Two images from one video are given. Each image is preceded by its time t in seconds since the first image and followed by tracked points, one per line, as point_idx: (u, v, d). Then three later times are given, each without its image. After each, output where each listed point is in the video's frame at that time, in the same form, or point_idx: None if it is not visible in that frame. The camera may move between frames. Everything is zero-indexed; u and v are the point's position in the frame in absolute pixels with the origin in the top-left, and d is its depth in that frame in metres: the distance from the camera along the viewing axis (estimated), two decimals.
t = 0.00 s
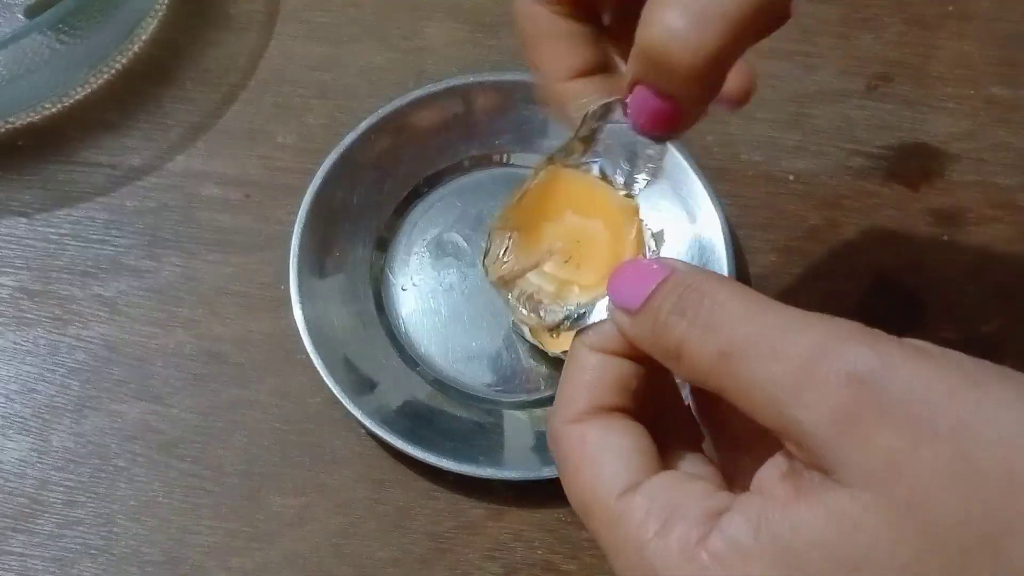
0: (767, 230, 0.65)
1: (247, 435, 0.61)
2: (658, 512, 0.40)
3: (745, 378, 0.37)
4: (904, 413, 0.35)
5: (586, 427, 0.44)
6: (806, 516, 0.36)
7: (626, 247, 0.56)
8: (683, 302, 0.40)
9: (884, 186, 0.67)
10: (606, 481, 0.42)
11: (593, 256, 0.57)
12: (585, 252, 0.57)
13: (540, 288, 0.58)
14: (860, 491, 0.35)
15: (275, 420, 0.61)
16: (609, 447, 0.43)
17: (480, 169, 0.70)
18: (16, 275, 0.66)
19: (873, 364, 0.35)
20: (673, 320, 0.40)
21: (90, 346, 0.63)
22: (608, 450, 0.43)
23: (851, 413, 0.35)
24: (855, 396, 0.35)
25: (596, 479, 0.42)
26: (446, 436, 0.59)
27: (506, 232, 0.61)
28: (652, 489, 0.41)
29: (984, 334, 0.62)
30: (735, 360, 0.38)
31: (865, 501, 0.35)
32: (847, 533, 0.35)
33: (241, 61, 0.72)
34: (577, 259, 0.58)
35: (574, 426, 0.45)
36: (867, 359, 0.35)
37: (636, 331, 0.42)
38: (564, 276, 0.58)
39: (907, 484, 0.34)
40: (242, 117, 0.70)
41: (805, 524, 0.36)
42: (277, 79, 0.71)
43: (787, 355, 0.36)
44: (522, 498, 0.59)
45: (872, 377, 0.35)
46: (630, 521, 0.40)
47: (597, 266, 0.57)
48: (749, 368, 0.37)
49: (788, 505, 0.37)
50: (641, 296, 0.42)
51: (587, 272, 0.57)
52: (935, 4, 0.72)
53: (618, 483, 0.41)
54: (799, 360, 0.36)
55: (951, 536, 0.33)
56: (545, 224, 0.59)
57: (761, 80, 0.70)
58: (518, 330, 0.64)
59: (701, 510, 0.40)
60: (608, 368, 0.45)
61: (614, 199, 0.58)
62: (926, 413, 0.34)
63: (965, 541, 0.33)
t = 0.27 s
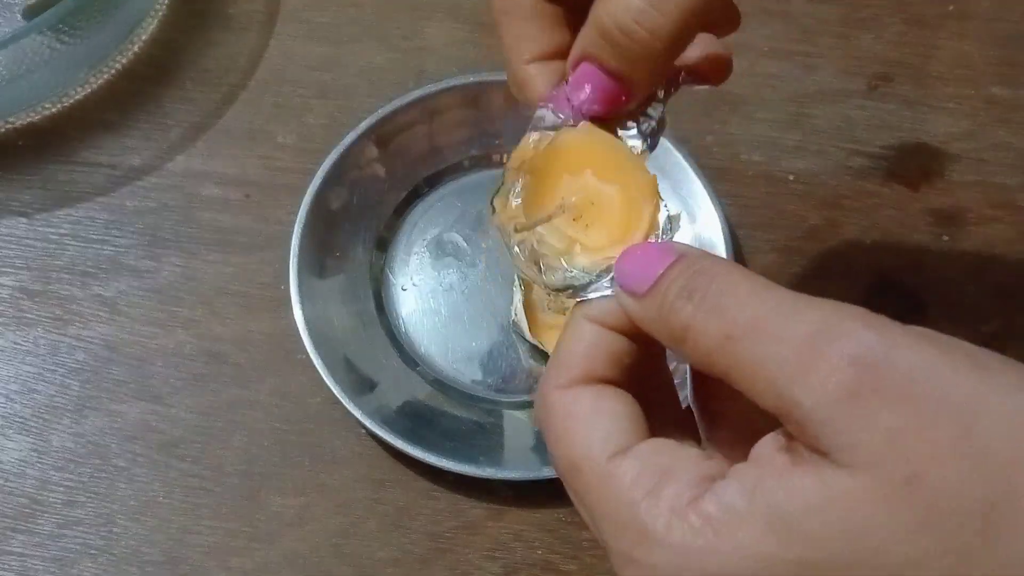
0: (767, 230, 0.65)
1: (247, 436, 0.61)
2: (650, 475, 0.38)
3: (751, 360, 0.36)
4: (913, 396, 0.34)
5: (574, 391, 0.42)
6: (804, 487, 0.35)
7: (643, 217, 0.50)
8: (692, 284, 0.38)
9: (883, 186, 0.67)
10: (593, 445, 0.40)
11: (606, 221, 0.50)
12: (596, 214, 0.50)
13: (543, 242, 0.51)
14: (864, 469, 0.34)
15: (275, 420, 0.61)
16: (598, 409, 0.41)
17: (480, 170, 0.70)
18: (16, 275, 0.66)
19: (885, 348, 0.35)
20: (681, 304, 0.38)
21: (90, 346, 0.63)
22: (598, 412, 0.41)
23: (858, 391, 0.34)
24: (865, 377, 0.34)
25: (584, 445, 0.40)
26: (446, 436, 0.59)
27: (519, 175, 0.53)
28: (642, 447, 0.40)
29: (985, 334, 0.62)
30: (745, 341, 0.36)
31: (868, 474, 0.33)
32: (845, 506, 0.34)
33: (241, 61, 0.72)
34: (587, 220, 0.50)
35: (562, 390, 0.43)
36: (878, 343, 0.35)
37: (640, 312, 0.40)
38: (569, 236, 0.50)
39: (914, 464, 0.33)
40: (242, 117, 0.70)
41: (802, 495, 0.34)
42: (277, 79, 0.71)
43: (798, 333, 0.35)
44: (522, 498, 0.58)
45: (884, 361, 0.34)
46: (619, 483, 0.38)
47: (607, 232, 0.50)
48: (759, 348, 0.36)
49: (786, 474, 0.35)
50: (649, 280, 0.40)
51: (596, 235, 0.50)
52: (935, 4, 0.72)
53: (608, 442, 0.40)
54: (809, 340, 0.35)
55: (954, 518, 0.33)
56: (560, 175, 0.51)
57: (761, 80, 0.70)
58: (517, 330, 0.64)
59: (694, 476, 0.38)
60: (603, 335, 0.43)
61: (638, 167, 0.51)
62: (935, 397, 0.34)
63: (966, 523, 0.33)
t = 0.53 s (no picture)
0: (766, 230, 0.65)
1: (247, 435, 0.61)
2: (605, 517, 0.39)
3: (707, 416, 0.36)
4: (866, 453, 0.34)
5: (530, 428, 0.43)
6: (759, 538, 0.35)
7: (634, 244, 0.46)
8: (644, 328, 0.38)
9: (883, 186, 0.67)
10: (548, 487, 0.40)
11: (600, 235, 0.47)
12: (591, 225, 0.47)
13: (537, 223, 0.48)
14: (817, 524, 0.34)
15: (276, 420, 0.61)
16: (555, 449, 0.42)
17: (480, 169, 0.70)
18: (16, 275, 0.66)
19: (838, 405, 0.35)
20: (631, 346, 0.38)
21: (90, 345, 0.63)
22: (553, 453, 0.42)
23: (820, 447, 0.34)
24: (817, 435, 0.34)
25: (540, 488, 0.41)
26: (446, 436, 0.59)
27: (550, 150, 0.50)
28: (598, 487, 0.40)
29: (984, 334, 0.62)
30: (699, 392, 0.37)
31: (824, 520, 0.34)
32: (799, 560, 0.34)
33: (241, 61, 0.72)
34: (581, 226, 0.47)
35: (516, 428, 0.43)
36: (832, 398, 0.35)
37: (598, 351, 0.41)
38: (560, 232, 0.47)
39: (867, 523, 0.33)
40: (242, 117, 0.70)
41: (757, 545, 0.35)
42: (277, 79, 0.71)
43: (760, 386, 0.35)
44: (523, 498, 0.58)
45: (837, 418, 0.34)
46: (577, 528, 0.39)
47: (597, 246, 0.46)
48: (715, 402, 0.36)
49: (744, 518, 0.36)
50: (604, 318, 0.40)
51: (586, 245, 0.47)
52: (936, 3, 0.72)
53: (562, 483, 0.40)
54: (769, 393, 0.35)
55: None
56: (581, 168, 0.48)
57: (761, 80, 0.70)
58: (517, 331, 0.64)
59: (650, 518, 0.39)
60: (555, 371, 0.44)
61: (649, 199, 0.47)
62: (891, 454, 0.34)
63: None
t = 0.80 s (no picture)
0: (766, 230, 0.65)
1: (247, 435, 0.61)
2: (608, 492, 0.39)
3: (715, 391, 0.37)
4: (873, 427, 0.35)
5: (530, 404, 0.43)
6: (762, 511, 0.35)
7: (624, 232, 0.48)
8: (655, 300, 0.38)
9: (884, 186, 0.67)
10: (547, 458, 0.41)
11: (592, 215, 0.49)
12: (585, 207, 0.50)
13: (532, 212, 0.51)
14: (819, 497, 0.35)
15: (276, 420, 0.61)
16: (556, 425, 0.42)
17: (480, 169, 0.70)
18: (16, 275, 0.66)
19: (848, 379, 0.35)
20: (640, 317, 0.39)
21: (90, 345, 0.63)
22: (553, 430, 0.42)
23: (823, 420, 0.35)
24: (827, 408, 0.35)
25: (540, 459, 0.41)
26: (446, 436, 0.59)
27: (547, 147, 0.52)
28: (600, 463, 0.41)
29: (984, 334, 0.62)
30: (710, 363, 0.37)
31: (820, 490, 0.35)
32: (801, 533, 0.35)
33: (241, 61, 0.72)
34: (576, 209, 0.50)
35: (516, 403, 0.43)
36: (842, 372, 0.35)
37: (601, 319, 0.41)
38: (556, 215, 0.50)
39: (870, 497, 0.34)
40: (242, 117, 0.70)
41: (760, 518, 0.35)
42: (277, 79, 0.71)
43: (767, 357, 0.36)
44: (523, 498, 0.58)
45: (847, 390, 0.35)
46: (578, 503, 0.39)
47: (589, 227, 0.49)
48: (726, 373, 0.36)
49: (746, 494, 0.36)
50: (609, 280, 0.40)
51: (580, 225, 0.49)
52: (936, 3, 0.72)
53: (560, 457, 0.41)
54: (774, 363, 0.36)
55: (908, 551, 0.34)
56: (576, 164, 0.51)
57: (761, 80, 0.70)
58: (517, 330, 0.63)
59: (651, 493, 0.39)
60: (554, 345, 0.44)
61: (646, 192, 0.49)
62: (898, 428, 0.35)
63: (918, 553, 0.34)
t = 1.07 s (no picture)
0: (767, 230, 0.65)
1: (246, 435, 0.61)
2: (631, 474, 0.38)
3: (744, 388, 0.36)
4: (906, 411, 0.34)
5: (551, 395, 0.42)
6: (795, 493, 0.35)
7: (637, 246, 0.46)
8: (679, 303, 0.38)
9: (884, 186, 0.67)
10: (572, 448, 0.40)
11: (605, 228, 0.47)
12: (598, 220, 0.48)
13: (543, 222, 0.49)
14: (857, 481, 0.34)
15: (275, 420, 0.61)
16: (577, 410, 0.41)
17: (480, 169, 0.70)
18: (16, 275, 0.66)
19: (875, 370, 0.35)
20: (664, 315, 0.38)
21: (90, 346, 0.63)
22: (575, 415, 0.41)
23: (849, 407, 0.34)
24: (854, 397, 0.34)
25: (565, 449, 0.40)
26: (445, 436, 0.59)
27: (561, 156, 0.50)
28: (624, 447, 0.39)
29: (984, 334, 0.62)
30: (735, 358, 0.36)
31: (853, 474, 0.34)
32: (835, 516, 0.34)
33: (241, 61, 0.72)
34: (588, 219, 0.48)
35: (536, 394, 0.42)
36: (869, 361, 0.35)
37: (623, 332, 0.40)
38: (567, 224, 0.48)
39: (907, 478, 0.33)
40: (242, 117, 0.70)
41: (794, 500, 0.34)
42: (276, 80, 0.71)
43: (791, 352, 0.36)
44: (522, 499, 0.58)
45: (873, 378, 0.34)
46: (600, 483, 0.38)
47: (601, 240, 0.47)
48: (752, 366, 0.36)
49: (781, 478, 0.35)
50: (627, 313, 0.39)
51: (591, 238, 0.47)
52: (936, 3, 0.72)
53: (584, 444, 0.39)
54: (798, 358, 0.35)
55: (958, 534, 0.32)
56: (592, 175, 0.49)
57: (761, 80, 0.70)
58: (516, 331, 0.63)
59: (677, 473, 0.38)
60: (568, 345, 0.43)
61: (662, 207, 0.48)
62: (932, 411, 0.34)
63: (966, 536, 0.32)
